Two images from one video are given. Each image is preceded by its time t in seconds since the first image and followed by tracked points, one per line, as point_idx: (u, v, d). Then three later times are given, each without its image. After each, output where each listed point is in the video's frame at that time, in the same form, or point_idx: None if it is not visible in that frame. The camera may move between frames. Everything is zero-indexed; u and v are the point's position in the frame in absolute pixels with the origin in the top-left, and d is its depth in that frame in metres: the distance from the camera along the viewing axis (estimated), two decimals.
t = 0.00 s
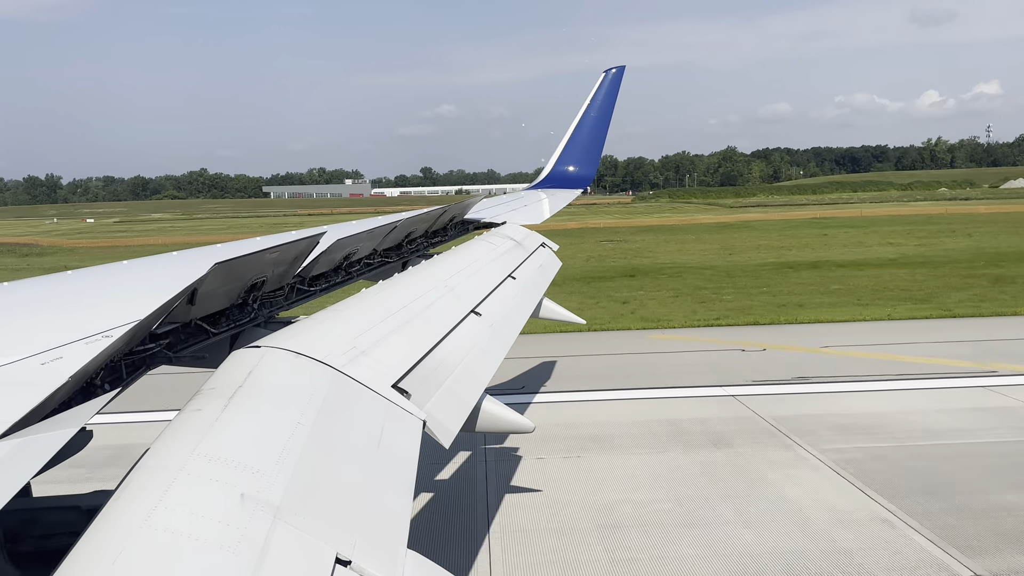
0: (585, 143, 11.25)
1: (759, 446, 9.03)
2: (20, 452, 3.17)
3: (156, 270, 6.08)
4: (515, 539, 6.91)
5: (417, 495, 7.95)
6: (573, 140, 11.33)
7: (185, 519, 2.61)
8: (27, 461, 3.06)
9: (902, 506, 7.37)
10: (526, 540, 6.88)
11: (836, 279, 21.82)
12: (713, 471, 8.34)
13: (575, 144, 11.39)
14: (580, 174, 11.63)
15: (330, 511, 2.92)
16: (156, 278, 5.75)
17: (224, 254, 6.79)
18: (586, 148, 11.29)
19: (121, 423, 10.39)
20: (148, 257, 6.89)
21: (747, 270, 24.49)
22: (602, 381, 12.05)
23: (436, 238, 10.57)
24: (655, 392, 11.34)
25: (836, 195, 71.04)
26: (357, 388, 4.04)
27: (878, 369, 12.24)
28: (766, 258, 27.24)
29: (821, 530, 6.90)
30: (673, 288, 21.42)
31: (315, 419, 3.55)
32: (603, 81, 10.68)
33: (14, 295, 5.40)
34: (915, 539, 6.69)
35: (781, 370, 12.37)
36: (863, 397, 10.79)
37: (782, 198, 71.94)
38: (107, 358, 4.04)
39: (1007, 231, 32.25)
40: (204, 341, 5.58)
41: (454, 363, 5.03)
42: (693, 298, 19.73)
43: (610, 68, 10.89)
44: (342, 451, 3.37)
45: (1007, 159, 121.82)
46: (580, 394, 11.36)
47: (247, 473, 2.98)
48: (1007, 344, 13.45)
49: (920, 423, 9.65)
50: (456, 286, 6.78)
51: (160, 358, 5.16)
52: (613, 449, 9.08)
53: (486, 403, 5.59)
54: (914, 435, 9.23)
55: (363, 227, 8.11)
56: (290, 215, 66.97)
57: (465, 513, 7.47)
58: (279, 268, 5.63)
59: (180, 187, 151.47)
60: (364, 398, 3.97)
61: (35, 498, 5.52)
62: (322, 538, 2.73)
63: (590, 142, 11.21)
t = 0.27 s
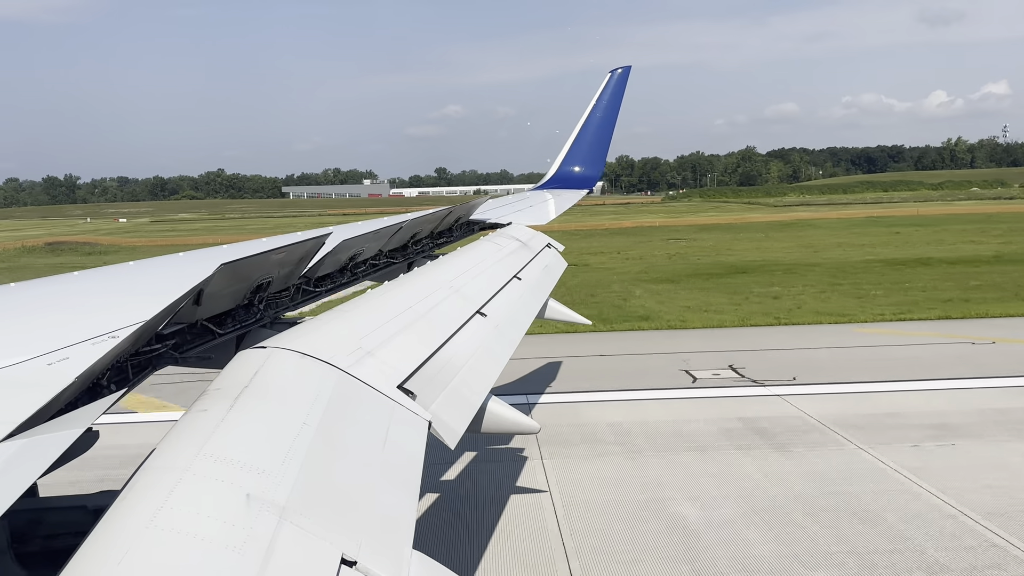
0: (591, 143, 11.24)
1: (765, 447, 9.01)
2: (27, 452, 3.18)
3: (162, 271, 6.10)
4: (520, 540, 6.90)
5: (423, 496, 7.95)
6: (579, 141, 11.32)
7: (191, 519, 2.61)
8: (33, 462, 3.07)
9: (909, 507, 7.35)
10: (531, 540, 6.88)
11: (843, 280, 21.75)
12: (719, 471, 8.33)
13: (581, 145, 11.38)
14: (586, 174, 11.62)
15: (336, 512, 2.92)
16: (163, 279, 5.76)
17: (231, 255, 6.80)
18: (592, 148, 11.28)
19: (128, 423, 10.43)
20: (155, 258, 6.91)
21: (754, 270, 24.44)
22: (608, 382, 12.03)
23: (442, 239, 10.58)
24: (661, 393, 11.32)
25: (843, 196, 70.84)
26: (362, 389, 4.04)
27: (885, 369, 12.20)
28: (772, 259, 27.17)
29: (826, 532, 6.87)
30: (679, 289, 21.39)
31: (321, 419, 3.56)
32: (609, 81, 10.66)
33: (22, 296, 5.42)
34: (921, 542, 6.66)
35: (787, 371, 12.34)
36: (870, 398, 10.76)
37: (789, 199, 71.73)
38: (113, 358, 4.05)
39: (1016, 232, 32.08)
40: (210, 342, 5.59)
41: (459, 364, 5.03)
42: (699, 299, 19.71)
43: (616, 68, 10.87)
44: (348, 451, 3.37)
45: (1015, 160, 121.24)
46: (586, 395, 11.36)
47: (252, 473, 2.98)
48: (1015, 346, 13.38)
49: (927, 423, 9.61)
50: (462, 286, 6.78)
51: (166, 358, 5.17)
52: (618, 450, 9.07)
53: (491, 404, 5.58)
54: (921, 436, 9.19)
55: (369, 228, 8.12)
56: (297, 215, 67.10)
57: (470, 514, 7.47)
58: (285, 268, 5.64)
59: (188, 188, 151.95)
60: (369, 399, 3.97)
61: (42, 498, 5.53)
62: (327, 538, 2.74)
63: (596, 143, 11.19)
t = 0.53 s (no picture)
0: (596, 144, 11.24)
1: (770, 448, 9.00)
2: (33, 452, 3.19)
3: (168, 271, 6.11)
4: (526, 541, 6.90)
5: (427, 496, 7.95)
6: (584, 141, 11.31)
7: (197, 519, 2.62)
8: (40, 461, 3.08)
9: (918, 508, 7.32)
10: (536, 540, 6.89)
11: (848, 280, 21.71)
12: (724, 472, 8.32)
13: (586, 145, 11.37)
14: (590, 175, 11.62)
15: (341, 511, 2.93)
16: (168, 278, 5.78)
17: (235, 255, 6.81)
18: (597, 149, 11.27)
19: (133, 423, 10.45)
20: (160, 258, 6.92)
21: (758, 271, 24.42)
22: (612, 382, 12.02)
23: (446, 239, 10.58)
24: (665, 393, 11.31)
25: (849, 196, 70.70)
26: (367, 389, 4.04)
27: (890, 370, 12.17)
28: (777, 260, 27.14)
29: (834, 533, 6.87)
30: (683, 289, 21.36)
31: (326, 420, 3.56)
32: (613, 82, 10.66)
33: (28, 295, 5.44)
34: (930, 542, 6.65)
35: (792, 372, 12.32)
36: (876, 398, 10.73)
37: (794, 200, 71.60)
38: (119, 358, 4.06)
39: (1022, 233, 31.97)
40: (215, 342, 5.60)
41: (463, 364, 5.03)
42: (704, 299, 19.69)
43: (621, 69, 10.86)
44: (353, 451, 3.37)
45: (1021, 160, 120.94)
46: (590, 395, 11.35)
47: (257, 473, 2.99)
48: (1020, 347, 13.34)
49: (932, 424, 9.58)
50: (466, 287, 6.78)
51: (172, 358, 5.18)
52: (622, 450, 9.06)
53: (496, 404, 5.58)
54: (928, 438, 9.15)
55: (373, 228, 8.13)
56: (303, 216, 67.16)
57: (475, 514, 7.47)
58: (290, 268, 5.65)
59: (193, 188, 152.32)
60: (374, 399, 3.98)
61: (49, 498, 5.56)
62: (332, 538, 2.74)
63: (601, 143, 11.18)
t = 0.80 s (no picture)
0: (599, 143, 11.23)
1: (773, 448, 8.99)
2: (38, 451, 3.19)
3: (171, 270, 6.12)
4: (530, 541, 6.89)
5: (431, 496, 7.95)
6: (587, 140, 11.31)
7: (200, 518, 2.62)
8: (44, 461, 3.08)
9: (925, 509, 7.29)
10: (539, 540, 6.89)
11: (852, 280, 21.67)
12: (727, 472, 8.32)
13: (589, 144, 11.37)
14: (593, 174, 11.62)
15: (344, 511, 2.93)
16: (172, 278, 5.79)
17: (239, 255, 6.82)
18: (600, 148, 11.27)
19: (137, 422, 10.47)
20: (164, 258, 6.94)
21: (762, 271, 24.39)
22: (616, 382, 12.02)
23: (449, 239, 10.58)
24: (669, 393, 11.31)
25: (853, 197, 70.60)
26: (370, 389, 4.04)
27: (895, 370, 12.15)
28: (781, 261, 27.10)
29: (840, 534, 6.83)
30: (686, 289, 21.35)
31: (329, 419, 3.56)
32: (616, 81, 10.65)
33: (32, 295, 5.45)
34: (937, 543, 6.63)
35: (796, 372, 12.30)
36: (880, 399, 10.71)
37: (798, 200, 71.51)
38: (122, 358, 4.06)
39: None
40: (219, 341, 5.61)
41: (467, 363, 5.03)
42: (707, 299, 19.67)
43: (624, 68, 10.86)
44: (356, 451, 3.37)
45: None
46: (593, 395, 11.35)
47: (261, 472, 2.99)
48: None
49: (936, 424, 9.57)
50: (469, 286, 6.78)
51: (175, 357, 5.19)
52: (626, 450, 9.06)
53: (499, 404, 5.58)
54: (933, 438, 9.13)
55: (376, 228, 8.13)
56: (307, 217, 67.21)
57: (478, 514, 7.47)
58: (293, 268, 5.65)
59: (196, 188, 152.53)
60: (377, 398, 3.98)
61: (53, 497, 5.57)
62: (335, 537, 2.74)
63: (604, 143, 11.17)
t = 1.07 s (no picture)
0: (601, 143, 11.23)
1: (776, 448, 8.98)
2: (41, 452, 3.19)
3: (174, 271, 6.13)
4: (534, 541, 6.89)
5: (434, 497, 7.96)
6: (589, 140, 11.31)
7: (203, 519, 2.62)
8: (47, 461, 3.08)
9: (929, 509, 7.28)
10: (542, 540, 6.89)
11: (855, 280, 21.66)
12: (730, 472, 8.32)
13: (591, 145, 11.37)
14: (595, 175, 11.61)
15: (347, 511, 2.93)
16: (175, 279, 5.79)
17: (242, 255, 6.83)
18: (602, 148, 11.26)
19: (141, 423, 10.48)
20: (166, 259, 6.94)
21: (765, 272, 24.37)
22: (618, 383, 12.02)
23: (452, 239, 10.58)
24: (671, 394, 11.31)
25: (856, 197, 70.54)
26: (373, 389, 4.05)
27: (897, 371, 12.13)
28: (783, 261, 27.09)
29: (844, 533, 6.83)
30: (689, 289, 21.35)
31: (332, 420, 3.57)
32: (619, 81, 10.64)
33: (36, 296, 5.47)
34: (942, 543, 6.61)
35: (798, 372, 12.29)
36: (882, 399, 10.71)
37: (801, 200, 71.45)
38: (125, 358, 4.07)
39: None
40: (222, 342, 5.61)
41: (469, 364, 5.03)
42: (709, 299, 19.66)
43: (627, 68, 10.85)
44: (359, 451, 3.37)
45: None
46: (596, 395, 11.35)
47: (264, 473, 2.99)
48: None
49: (939, 425, 9.58)
50: (472, 287, 6.78)
51: (179, 358, 5.19)
52: (629, 449, 9.08)
53: (502, 404, 5.58)
54: (935, 438, 9.11)
55: (379, 228, 8.13)
56: (310, 217, 67.25)
57: (480, 515, 7.47)
58: (296, 268, 5.65)
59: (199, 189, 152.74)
60: (380, 398, 3.99)
61: (56, 497, 5.58)
62: (338, 538, 2.74)
63: (606, 143, 11.17)
